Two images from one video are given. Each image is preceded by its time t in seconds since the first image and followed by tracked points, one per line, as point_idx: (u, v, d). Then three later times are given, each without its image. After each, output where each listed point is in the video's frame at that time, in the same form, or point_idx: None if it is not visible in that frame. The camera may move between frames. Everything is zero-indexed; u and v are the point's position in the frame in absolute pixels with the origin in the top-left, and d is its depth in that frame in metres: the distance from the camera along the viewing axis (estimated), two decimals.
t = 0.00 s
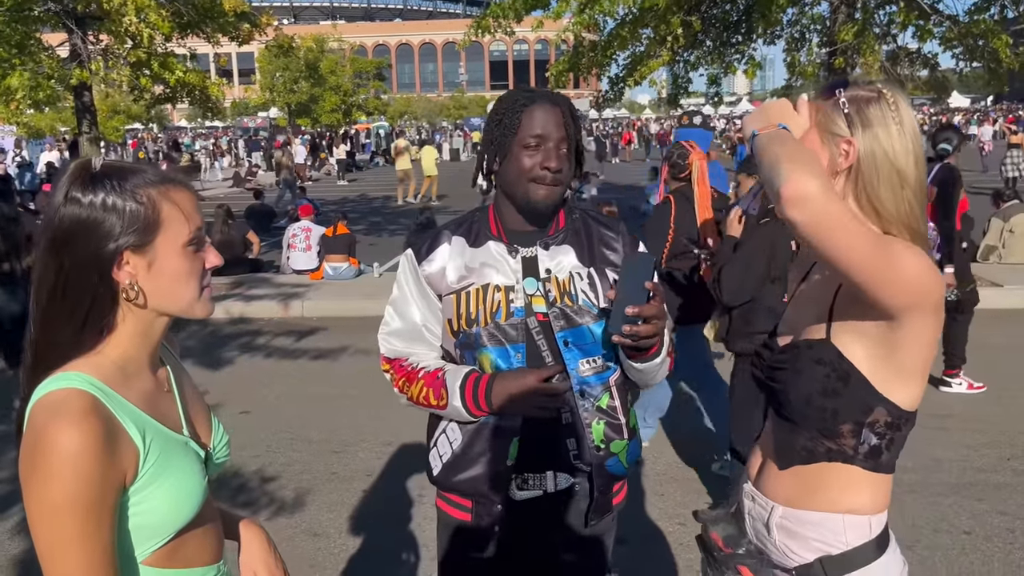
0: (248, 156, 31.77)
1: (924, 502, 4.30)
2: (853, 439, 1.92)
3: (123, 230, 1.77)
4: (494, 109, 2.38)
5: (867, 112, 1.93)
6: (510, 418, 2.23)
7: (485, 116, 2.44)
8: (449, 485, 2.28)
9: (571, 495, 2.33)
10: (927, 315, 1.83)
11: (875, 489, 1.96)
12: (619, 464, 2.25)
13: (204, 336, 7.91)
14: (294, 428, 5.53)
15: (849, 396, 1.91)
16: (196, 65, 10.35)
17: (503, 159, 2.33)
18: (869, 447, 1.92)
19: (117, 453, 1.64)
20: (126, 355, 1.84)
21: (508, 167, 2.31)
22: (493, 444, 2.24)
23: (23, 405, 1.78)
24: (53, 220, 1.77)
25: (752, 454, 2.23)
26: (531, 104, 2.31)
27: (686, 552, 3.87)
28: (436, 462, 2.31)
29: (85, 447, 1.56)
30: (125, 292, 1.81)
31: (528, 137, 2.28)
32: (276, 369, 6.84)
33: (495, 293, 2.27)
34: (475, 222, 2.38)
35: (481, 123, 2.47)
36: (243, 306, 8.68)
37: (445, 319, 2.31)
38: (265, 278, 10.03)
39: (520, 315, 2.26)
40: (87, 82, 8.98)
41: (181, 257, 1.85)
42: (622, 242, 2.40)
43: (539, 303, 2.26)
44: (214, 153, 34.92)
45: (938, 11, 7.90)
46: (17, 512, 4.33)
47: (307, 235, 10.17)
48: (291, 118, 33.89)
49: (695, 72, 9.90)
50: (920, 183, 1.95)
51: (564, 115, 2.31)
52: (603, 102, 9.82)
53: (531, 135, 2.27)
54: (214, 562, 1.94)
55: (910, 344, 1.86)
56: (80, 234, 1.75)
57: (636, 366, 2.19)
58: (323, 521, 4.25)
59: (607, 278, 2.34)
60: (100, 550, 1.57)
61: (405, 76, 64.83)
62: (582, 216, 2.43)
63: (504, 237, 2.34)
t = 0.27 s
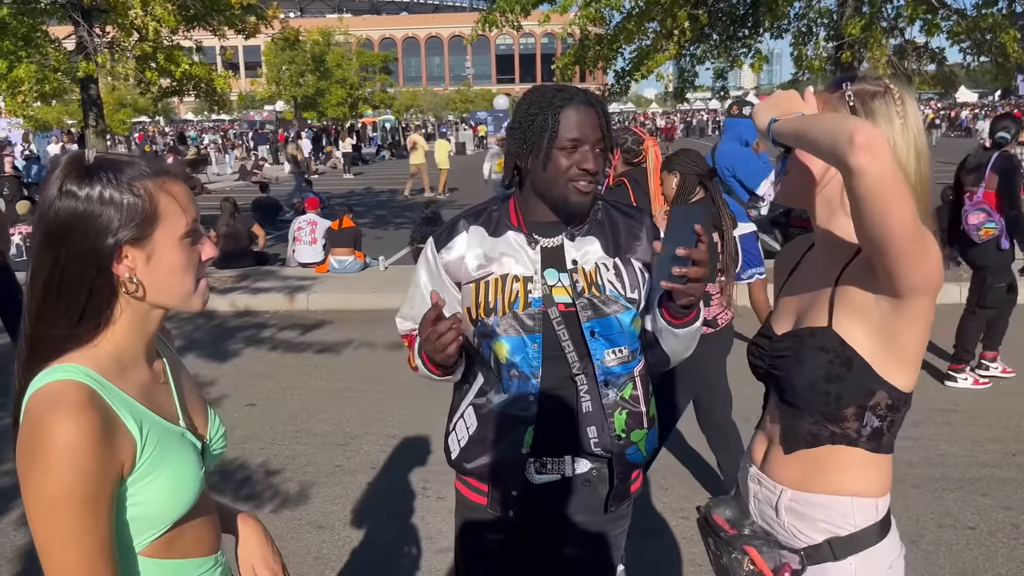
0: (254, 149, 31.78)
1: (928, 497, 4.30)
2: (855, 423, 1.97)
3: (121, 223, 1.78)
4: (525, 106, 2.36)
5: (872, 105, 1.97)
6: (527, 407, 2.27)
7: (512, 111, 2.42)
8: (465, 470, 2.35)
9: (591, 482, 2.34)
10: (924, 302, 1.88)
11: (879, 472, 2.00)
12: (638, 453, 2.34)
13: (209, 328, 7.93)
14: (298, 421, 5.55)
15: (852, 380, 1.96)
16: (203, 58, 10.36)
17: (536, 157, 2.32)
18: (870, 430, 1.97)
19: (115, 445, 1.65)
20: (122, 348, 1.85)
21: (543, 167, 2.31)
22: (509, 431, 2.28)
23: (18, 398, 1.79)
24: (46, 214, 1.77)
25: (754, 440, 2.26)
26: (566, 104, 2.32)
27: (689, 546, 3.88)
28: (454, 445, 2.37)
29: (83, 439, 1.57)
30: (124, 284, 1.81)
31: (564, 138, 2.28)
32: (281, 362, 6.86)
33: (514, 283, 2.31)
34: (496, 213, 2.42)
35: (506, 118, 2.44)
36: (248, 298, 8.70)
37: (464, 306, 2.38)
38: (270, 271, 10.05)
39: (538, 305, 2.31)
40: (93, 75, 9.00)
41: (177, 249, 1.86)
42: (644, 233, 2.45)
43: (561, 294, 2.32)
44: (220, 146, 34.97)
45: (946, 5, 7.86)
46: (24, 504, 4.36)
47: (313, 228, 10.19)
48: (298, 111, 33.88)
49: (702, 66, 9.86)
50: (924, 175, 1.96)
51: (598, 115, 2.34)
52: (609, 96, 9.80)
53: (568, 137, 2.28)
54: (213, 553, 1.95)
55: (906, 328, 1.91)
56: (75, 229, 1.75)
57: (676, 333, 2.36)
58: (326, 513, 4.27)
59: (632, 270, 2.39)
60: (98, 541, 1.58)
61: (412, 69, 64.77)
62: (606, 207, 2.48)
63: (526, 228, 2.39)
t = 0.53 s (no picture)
0: (262, 147, 31.84)
1: (939, 498, 4.27)
2: (893, 424, 2.00)
3: (131, 216, 1.77)
4: (541, 101, 2.34)
5: (903, 111, 2.04)
6: (534, 403, 2.28)
7: (529, 106, 2.40)
8: (474, 463, 2.37)
9: (601, 475, 2.32)
10: (948, 305, 1.96)
11: (905, 474, 2.05)
12: (651, 449, 2.37)
13: (218, 326, 7.95)
14: (305, 418, 5.55)
15: (890, 382, 2.00)
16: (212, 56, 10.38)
17: (553, 153, 2.31)
18: (907, 430, 2.01)
19: (119, 438, 1.64)
20: (127, 341, 1.84)
21: (558, 162, 2.30)
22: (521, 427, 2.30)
23: (24, 389, 1.78)
24: (54, 209, 1.75)
25: (769, 439, 2.24)
26: (583, 100, 2.30)
27: (698, 545, 3.86)
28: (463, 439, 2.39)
29: (87, 431, 1.56)
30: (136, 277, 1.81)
31: (580, 134, 2.27)
32: (289, 359, 6.87)
33: (527, 278, 2.30)
34: (510, 208, 2.42)
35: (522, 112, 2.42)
36: (256, 295, 8.71)
37: (477, 300, 2.36)
38: (278, 268, 10.07)
39: (550, 302, 2.29)
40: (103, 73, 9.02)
41: (187, 241, 1.86)
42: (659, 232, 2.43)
43: (575, 291, 2.30)
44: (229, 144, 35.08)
45: (957, 2, 7.80)
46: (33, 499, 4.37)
47: (320, 226, 10.20)
48: (306, 110, 33.91)
49: (711, 64, 9.81)
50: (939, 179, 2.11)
51: (615, 111, 2.32)
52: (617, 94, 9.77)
53: (583, 133, 2.27)
54: (216, 546, 1.95)
55: (934, 333, 1.98)
56: (86, 223, 1.74)
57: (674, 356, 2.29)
58: (333, 510, 4.26)
59: (646, 268, 2.37)
60: (102, 532, 1.57)
61: (420, 68, 64.79)
62: (621, 205, 2.46)
63: (539, 222, 2.37)
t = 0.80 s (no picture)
0: (275, 151, 31.98)
1: (956, 504, 4.22)
2: (921, 422, 1.98)
3: (155, 217, 1.77)
4: (563, 103, 2.33)
5: (929, 114, 2.03)
6: (546, 408, 2.26)
7: (549, 107, 2.39)
8: (484, 470, 2.36)
9: (614, 479, 2.31)
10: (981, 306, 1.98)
11: (929, 473, 2.02)
12: (665, 453, 2.35)
13: (231, 327, 7.98)
14: (318, 420, 5.55)
15: (919, 381, 1.97)
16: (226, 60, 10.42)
17: (571, 157, 2.30)
18: (934, 428, 2.00)
19: (137, 436, 1.65)
20: (146, 341, 1.84)
21: (576, 168, 2.29)
22: (531, 434, 2.28)
23: (44, 388, 1.79)
24: (79, 210, 1.76)
25: (790, 439, 2.22)
26: (605, 106, 2.29)
27: (712, 550, 3.83)
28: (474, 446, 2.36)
29: (106, 428, 1.57)
30: (159, 277, 1.81)
31: (599, 142, 2.26)
32: (301, 362, 6.87)
33: (539, 282, 2.30)
34: (521, 211, 2.40)
35: (542, 113, 2.41)
36: (269, 298, 8.74)
37: (487, 305, 2.34)
38: (291, 271, 10.10)
39: (563, 306, 2.29)
40: (118, 76, 9.07)
41: (209, 240, 1.86)
42: (671, 234, 2.44)
43: (589, 295, 2.30)
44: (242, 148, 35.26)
45: (973, 5, 7.74)
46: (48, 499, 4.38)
47: (333, 229, 10.23)
48: (318, 113, 34.05)
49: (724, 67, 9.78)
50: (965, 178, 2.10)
51: (636, 119, 2.30)
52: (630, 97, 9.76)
53: (602, 141, 2.25)
54: (230, 545, 1.94)
55: (969, 332, 1.98)
56: (110, 223, 1.75)
57: (696, 342, 2.31)
58: (345, 513, 4.26)
59: (658, 270, 2.38)
60: (119, 530, 1.57)
61: (432, 72, 64.95)
62: (634, 209, 2.46)
63: (551, 226, 2.37)
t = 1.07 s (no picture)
0: (291, 158, 32.20)
1: (975, 517, 4.18)
2: (944, 429, 1.98)
3: (178, 225, 1.79)
4: (563, 115, 2.33)
5: (950, 126, 2.04)
6: (551, 424, 2.23)
7: (549, 118, 2.39)
8: (488, 489, 2.33)
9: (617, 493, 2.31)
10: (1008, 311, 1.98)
11: (952, 481, 2.02)
12: (674, 465, 2.34)
13: (247, 334, 8.02)
14: (333, 427, 5.57)
15: (945, 388, 1.96)
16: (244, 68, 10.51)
17: (573, 169, 2.30)
18: (958, 435, 1.99)
19: (156, 442, 1.66)
20: (167, 349, 1.86)
21: (580, 180, 2.29)
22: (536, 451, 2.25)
23: (67, 392, 1.81)
24: (105, 217, 1.79)
25: (810, 449, 2.22)
26: (606, 117, 2.29)
27: (727, 561, 3.81)
28: (477, 464, 2.34)
29: (125, 432, 1.58)
30: (183, 285, 1.83)
31: (603, 153, 2.26)
32: (316, 369, 6.90)
33: (541, 294, 2.29)
34: (521, 222, 2.40)
35: (541, 125, 2.41)
36: (284, 304, 8.78)
37: (487, 318, 2.32)
38: (307, 278, 10.15)
39: (565, 318, 2.28)
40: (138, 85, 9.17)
41: (232, 249, 1.88)
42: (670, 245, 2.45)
43: (592, 305, 2.29)
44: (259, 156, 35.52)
45: (991, 13, 7.70)
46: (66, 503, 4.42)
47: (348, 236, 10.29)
48: (334, 121, 34.26)
49: (739, 76, 9.77)
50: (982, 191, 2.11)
51: (638, 128, 2.31)
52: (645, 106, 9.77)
53: (606, 152, 2.26)
54: (249, 551, 1.96)
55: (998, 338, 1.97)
56: (134, 231, 1.77)
57: (690, 367, 2.31)
58: (360, 519, 4.26)
59: (660, 280, 2.38)
60: (135, 534, 1.58)
61: (447, 81, 65.20)
62: (633, 220, 2.47)
63: (551, 237, 2.37)
